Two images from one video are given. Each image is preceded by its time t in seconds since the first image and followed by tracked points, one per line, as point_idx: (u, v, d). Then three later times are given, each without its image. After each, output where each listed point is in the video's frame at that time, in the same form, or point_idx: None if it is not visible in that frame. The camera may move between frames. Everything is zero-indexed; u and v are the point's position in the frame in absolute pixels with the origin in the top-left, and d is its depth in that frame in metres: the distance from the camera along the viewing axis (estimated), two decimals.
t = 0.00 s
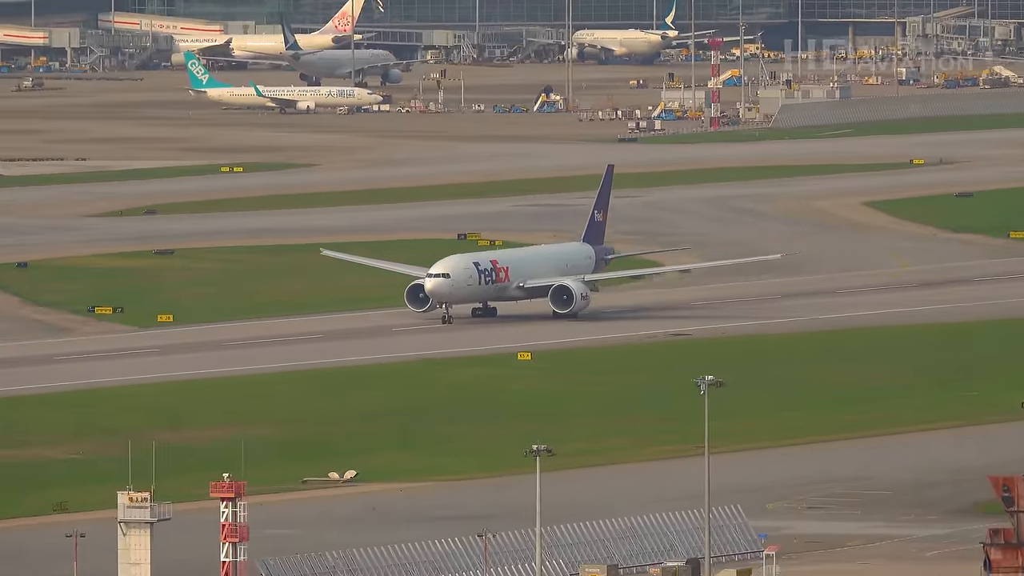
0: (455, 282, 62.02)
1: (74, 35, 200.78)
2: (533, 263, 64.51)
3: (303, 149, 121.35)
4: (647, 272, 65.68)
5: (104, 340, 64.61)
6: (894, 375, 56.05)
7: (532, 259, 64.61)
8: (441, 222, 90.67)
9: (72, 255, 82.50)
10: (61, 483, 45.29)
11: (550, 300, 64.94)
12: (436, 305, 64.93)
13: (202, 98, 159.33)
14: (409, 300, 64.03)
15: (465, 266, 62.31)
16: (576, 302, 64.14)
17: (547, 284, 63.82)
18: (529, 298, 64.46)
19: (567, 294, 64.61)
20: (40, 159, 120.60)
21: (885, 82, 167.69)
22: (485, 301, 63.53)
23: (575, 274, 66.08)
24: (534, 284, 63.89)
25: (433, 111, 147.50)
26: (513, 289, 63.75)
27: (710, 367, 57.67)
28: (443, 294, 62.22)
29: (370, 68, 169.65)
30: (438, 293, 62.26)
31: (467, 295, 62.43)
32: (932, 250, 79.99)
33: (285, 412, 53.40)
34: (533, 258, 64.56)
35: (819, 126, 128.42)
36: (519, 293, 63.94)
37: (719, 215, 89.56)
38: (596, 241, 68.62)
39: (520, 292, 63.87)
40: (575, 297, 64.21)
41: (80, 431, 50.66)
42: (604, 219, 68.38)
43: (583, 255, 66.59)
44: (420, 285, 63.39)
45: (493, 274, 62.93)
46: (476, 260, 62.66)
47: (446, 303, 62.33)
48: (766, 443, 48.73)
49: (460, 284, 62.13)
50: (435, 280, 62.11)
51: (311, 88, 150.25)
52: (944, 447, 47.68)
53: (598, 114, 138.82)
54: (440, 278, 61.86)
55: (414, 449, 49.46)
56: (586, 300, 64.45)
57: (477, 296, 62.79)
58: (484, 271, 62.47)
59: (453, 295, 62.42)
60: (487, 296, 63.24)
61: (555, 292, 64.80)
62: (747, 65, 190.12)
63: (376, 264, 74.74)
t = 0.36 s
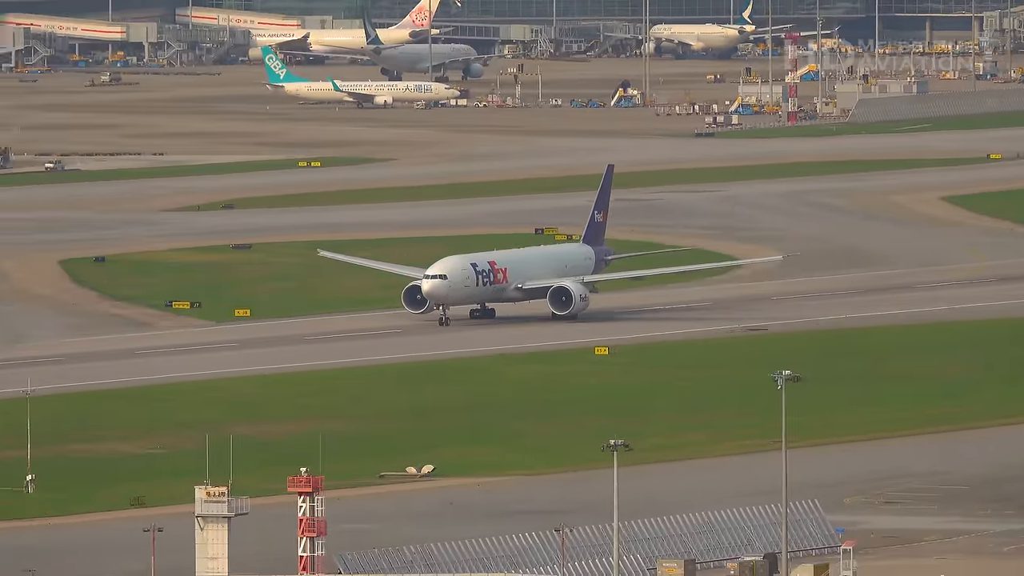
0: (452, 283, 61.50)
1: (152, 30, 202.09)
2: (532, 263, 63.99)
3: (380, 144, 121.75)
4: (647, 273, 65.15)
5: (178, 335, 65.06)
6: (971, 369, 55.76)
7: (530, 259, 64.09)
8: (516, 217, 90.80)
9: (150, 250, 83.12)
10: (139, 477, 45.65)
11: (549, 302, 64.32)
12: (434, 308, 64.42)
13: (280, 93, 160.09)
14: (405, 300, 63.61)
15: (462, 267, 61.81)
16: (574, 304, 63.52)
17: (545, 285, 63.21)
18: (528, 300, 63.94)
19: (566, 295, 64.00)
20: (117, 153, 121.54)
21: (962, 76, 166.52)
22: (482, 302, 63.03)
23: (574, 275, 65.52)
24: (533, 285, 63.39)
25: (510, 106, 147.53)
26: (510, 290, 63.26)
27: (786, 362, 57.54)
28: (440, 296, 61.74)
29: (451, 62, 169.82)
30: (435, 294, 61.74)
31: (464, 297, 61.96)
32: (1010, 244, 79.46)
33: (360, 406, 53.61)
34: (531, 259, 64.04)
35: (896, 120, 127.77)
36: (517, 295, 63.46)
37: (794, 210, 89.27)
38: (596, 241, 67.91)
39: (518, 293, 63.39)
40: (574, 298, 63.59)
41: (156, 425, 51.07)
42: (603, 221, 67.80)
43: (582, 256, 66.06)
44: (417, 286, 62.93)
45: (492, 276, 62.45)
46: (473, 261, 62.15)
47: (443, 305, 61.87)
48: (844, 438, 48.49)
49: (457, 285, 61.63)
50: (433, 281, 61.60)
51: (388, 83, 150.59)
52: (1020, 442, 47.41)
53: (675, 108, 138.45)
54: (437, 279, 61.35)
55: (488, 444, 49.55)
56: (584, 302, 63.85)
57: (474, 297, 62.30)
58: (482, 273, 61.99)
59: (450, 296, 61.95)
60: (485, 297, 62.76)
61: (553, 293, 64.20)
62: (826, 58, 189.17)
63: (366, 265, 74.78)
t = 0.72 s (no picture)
0: (450, 285, 59.52)
1: (232, 24, 203.15)
2: (531, 264, 62.08)
3: (461, 138, 121.74)
4: (651, 274, 63.28)
5: (259, 329, 65.21)
6: None
7: (530, 259, 62.19)
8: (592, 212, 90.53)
9: (231, 244, 83.43)
10: (219, 472, 45.71)
11: (550, 303, 62.59)
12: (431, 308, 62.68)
13: (360, 87, 160.43)
14: (402, 302, 61.78)
15: (461, 268, 59.83)
16: (572, 304, 61.67)
17: (545, 285, 61.31)
18: (527, 301, 61.98)
19: (565, 296, 62.12)
20: (198, 147, 122.17)
21: None
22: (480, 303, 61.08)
23: (573, 276, 63.63)
24: (533, 285, 61.47)
25: (591, 100, 147.16)
26: (509, 291, 61.36)
27: (864, 357, 57.05)
28: (438, 297, 59.77)
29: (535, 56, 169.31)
30: (432, 296, 59.78)
31: (461, 298, 59.99)
32: None
33: (438, 400, 53.55)
34: (530, 259, 62.13)
35: (977, 116, 126.64)
36: (517, 296, 61.54)
37: (873, 205, 88.57)
38: (595, 242, 66.03)
39: (518, 294, 61.49)
40: (574, 300, 61.73)
41: (235, 420, 51.14)
42: (604, 222, 65.92)
43: (583, 256, 64.18)
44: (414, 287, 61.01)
45: (491, 277, 60.50)
46: (472, 262, 60.21)
47: (441, 306, 59.91)
48: (923, 433, 47.98)
49: (456, 287, 59.70)
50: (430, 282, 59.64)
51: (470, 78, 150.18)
52: None
53: (755, 103, 137.86)
54: (434, 281, 59.39)
55: (566, 439, 49.32)
56: (583, 303, 61.96)
57: (473, 299, 60.38)
58: (481, 274, 60.06)
59: (448, 298, 60.00)
60: (483, 299, 60.81)
61: (554, 294, 62.37)
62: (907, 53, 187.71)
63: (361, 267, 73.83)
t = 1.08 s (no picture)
0: (448, 285, 59.33)
1: (317, 18, 204.21)
2: (532, 264, 61.84)
3: (545, 132, 121.82)
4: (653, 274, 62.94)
5: (341, 323, 65.63)
6: None
7: (531, 260, 61.94)
8: (674, 206, 90.41)
9: (316, 237, 83.95)
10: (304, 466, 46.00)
11: (550, 305, 62.26)
12: (431, 310, 62.56)
13: (445, 81, 160.78)
14: (403, 303, 61.71)
15: (460, 269, 59.63)
16: (575, 305, 61.42)
17: (545, 286, 61.08)
18: (528, 302, 61.74)
19: (567, 297, 61.88)
20: (284, 141, 122.90)
21: None
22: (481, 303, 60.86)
23: (575, 276, 63.36)
24: (533, 286, 61.22)
25: (676, 94, 146.88)
26: (510, 291, 61.13)
27: (948, 351, 56.75)
28: (437, 298, 59.58)
29: (623, 49, 169.07)
30: (432, 296, 59.60)
31: (461, 299, 59.78)
32: None
33: (520, 394, 53.68)
34: (532, 259, 61.91)
35: None
36: (517, 296, 61.31)
37: (956, 198, 87.96)
38: (599, 242, 65.73)
39: (518, 294, 61.25)
40: (574, 300, 61.50)
41: (319, 414, 51.46)
42: (608, 222, 65.59)
43: (585, 257, 63.92)
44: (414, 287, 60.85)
45: (490, 277, 60.30)
46: (472, 262, 60.02)
47: (441, 307, 59.75)
48: (1009, 427, 47.68)
49: (455, 287, 59.50)
50: (429, 283, 59.48)
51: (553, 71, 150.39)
52: None
53: (840, 96, 137.26)
54: (432, 281, 59.20)
55: (646, 433, 49.29)
56: (586, 304, 61.75)
57: (473, 299, 60.18)
58: (480, 274, 59.86)
59: (448, 298, 59.84)
60: (484, 299, 60.61)
61: (554, 295, 62.03)
62: (994, 46, 185.94)
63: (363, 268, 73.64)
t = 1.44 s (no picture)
0: (449, 285, 58.75)
1: (405, 11, 204.24)
2: (535, 264, 61.23)
3: (633, 125, 121.70)
4: (657, 274, 62.26)
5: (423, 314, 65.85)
6: None
7: (533, 259, 61.32)
8: (760, 199, 90.18)
9: (406, 231, 84.35)
10: (393, 459, 46.32)
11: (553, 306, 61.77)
12: (432, 312, 62.03)
13: (533, 75, 160.86)
14: (404, 304, 61.16)
15: (460, 268, 59.03)
16: (578, 307, 60.99)
17: (547, 286, 60.51)
18: (531, 302, 61.19)
19: (569, 298, 61.46)
20: (371, 134, 123.48)
21: None
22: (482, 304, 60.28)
23: (578, 277, 62.69)
24: (536, 287, 60.61)
25: (764, 87, 146.34)
26: (512, 292, 60.52)
27: None
28: (437, 298, 59.02)
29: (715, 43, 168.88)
30: (431, 297, 59.04)
31: (461, 299, 59.19)
32: None
33: (605, 387, 53.85)
34: (535, 259, 61.30)
35: None
36: (520, 297, 60.70)
37: None
38: (605, 241, 65.23)
39: (520, 295, 60.64)
40: (578, 301, 61.07)
41: (407, 406, 51.83)
42: (613, 221, 65.08)
43: (589, 257, 63.28)
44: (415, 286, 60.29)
45: (491, 277, 59.71)
46: (472, 262, 59.43)
47: (441, 308, 59.19)
48: None
49: (455, 287, 58.90)
50: (429, 283, 58.92)
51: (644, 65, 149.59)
52: None
53: (927, 90, 136.41)
54: (432, 281, 58.65)
55: (729, 427, 49.25)
56: (589, 305, 61.36)
57: (474, 299, 59.58)
58: (481, 274, 59.25)
59: (448, 299, 59.26)
60: (485, 300, 60.02)
61: (556, 296, 61.56)
62: None
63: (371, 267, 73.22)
